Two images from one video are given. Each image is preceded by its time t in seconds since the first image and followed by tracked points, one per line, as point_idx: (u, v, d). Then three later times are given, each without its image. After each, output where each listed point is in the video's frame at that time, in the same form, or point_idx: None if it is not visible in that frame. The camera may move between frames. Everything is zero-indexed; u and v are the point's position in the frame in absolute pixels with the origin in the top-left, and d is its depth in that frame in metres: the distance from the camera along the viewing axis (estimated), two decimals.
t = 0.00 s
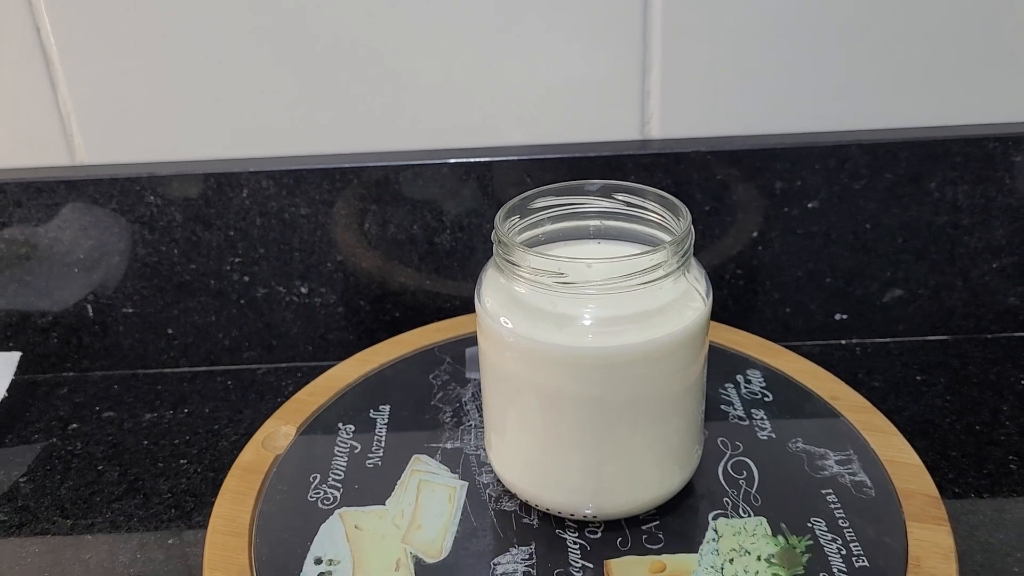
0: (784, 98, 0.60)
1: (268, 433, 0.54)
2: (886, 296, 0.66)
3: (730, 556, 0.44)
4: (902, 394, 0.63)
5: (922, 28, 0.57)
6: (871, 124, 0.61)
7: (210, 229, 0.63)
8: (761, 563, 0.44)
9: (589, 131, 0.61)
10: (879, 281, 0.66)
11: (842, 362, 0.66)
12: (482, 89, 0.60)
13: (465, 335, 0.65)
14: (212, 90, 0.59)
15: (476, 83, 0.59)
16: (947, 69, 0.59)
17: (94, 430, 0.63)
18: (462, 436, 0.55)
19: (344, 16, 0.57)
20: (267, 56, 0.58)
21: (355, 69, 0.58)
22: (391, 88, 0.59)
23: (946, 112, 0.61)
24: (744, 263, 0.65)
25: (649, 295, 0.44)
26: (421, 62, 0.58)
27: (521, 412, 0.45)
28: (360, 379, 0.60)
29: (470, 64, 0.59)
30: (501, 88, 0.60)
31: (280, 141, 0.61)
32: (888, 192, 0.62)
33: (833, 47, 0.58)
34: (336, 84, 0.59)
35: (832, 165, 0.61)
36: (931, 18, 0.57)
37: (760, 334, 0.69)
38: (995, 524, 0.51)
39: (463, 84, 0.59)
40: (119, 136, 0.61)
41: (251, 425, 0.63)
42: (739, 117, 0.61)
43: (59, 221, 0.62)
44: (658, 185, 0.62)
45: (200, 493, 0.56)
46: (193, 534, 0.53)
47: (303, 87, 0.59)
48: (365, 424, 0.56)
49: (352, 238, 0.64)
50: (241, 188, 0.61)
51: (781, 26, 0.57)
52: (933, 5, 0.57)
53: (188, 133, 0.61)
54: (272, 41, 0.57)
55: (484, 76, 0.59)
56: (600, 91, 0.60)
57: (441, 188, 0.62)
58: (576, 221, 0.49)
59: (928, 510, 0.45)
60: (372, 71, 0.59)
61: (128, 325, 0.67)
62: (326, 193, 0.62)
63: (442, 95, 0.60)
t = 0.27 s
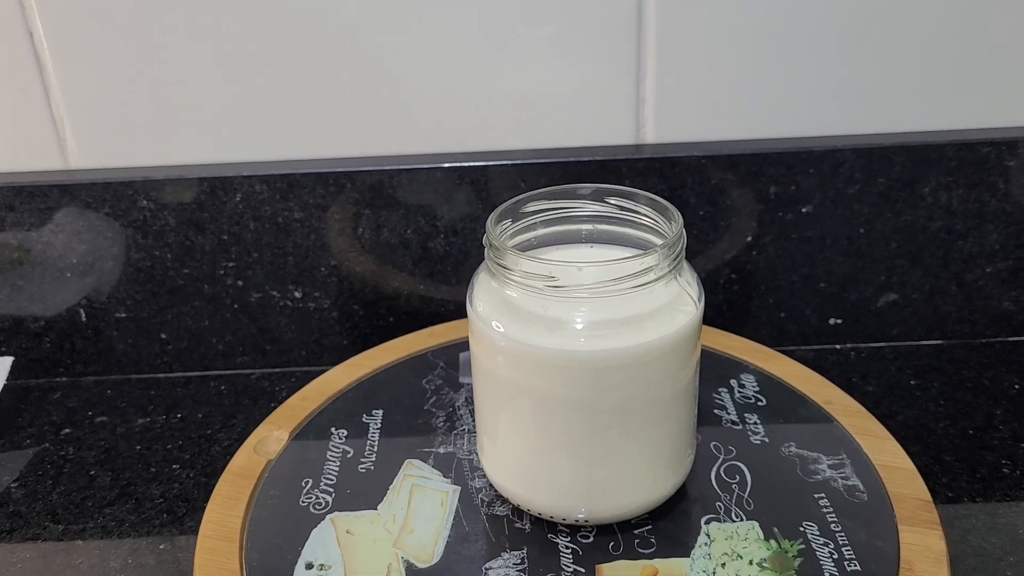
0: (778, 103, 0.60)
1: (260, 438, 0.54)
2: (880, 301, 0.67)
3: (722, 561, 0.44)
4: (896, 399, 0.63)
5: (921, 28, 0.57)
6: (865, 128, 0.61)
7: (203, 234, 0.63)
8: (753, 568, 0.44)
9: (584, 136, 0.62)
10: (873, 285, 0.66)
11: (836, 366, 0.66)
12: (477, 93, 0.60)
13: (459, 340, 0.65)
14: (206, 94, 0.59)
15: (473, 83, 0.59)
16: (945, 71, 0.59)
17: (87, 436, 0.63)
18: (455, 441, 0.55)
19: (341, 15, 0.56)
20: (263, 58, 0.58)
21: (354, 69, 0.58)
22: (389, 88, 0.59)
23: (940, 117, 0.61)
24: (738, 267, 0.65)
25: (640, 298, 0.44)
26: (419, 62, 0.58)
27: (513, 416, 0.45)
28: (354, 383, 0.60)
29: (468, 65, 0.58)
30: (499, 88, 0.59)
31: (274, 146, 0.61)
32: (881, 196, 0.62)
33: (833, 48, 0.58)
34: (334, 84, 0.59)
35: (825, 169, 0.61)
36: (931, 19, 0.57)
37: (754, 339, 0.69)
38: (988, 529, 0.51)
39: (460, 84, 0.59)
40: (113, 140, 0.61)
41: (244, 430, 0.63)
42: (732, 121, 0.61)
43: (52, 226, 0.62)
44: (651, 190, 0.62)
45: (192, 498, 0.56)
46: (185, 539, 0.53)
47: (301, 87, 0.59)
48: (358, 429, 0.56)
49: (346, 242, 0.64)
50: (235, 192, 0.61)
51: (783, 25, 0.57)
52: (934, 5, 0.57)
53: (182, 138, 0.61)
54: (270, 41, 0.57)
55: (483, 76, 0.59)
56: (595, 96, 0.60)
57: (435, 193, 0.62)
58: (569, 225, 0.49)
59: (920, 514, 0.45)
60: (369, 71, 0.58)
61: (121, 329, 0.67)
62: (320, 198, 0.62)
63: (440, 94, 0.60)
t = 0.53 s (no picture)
0: (773, 106, 0.60)
1: (257, 440, 0.54)
2: (875, 304, 0.67)
3: (716, 563, 0.44)
4: (891, 402, 0.63)
5: (921, 29, 0.57)
6: (860, 131, 0.61)
7: (200, 237, 0.63)
8: (747, 570, 0.44)
9: (579, 139, 0.62)
10: (869, 288, 0.66)
11: (832, 369, 0.67)
12: (473, 97, 0.60)
13: (455, 343, 0.65)
14: (204, 97, 0.59)
15: (473, 83, 0.59)
16: (942, 72, 0.59)
17: (84, 439, 0.63)
18: (451, 444, 0.55)
19: (342, 15, 0.57)
20: (261, 60, 0.58)
21: (354, 68, 0.59)
22: (388, 88, 0.59)
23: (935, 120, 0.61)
24: (734, 270, 0.66)
25: (634, 301, 0.45)
26: (419, 62, 0.58)
27: (507, 418, 0.45)
28: (350, 386, 0.60)
29: (467, 66, 0.59)
30: (499, 88, 0.60)
31: (271, 149, 0.61)
32: (876, 199, 0.62)
33: (832, 48, 0.58)
34: (334, 84, 0.59)
35: (820, 173, 0.61)
36: (929, 19, 0.57)
37: (750, 342, 0.69)
38: (982, 531, 0.51)
39: (460, 84, 0.59)
40: (110, 144, 0.61)
41: (241, 433, 0.63)
42: (728, 125, 0.61)
43: (50, 229, 0.63)
44: (647, 193, 0.62)
45: (189, 501, 0.56)
46: (181, 542, 0.53)
47: (301, 87, 0.59)
48: (354, 432, 0.56)
49: (343, 246, 0.64)
50: (232, 196, 0.62)
51: (780, 26, 0.57)
52: (932, 5, 0.57)
53: (180, 141, 0.61)
54: (269, 42, 0.57)
55: (483, 76, 0.59)
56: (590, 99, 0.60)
57: (432, 197, 0.62)
58: (563, 228, 0.49)
59: (914, 516, 0.46)
60: (368, 71, 0.59)
61: (119, 333, 0.67)
62: (317, 201, 0.62)
63: (440, 94, 0.60)
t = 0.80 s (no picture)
0: (770, 106, 0.60)
1: (254, 440, 0.54)
2: (872, 303, 0.67)
3: (712, 561, 0.44)
4: (887, 401, 0.63)
5: (920, 29, 0.58)
6: (857, 131, 0.61)
7: (198, 237, 0.63)
8: (743, 568, 0.44)
9: (576, 139, 0.62)
10: (865, 288, 0.66)
11: (828, 369, 0.67)
12: (470, 97, 0.60)
13: (453, 343, 0.65)
14: (201, 98, 0.59)
15: (473, 83, 0.59)
16: (941, 71, 0.59)
17: (82, 438, 0.63)
18: (448, 443, 0.55)
19: (341, 15, 0.57)
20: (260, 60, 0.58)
21: (354, 69, 0.59)
22: (388, 88, 0.59)
23: (932, 120, 0.61)
24: (731, 270, 0.66)
25: (630, 300, 0.45)
26: (418, 62, 0.59)
27: (504, 417, 0.45)
28: (347, 386, 0.60)
29: (466, 66, 0.59)
30: (498, 88, 0.60)
31: (269, 150, 0.61)
32: (873, 199, 0.62)
33: (832, 48, 0.58)
34: (334, 84, 0.59)
35: (817, 172, 0.61)
36: (929, 19, 0.57)
37: (747, 341, 0.69)
38: (978, 530, 0.51)
39: (459, 83, 0.59)
40: (108, 144, 0.61)
41: (239, 432, 0.63)
42: (724, 124, 0.61)
43: (48, 229, 0.63)
44: (644, 193, 0.63)
45: (186, 500, 0.56)
46: (179, 541, 0.53)
47: (301, 87, 0.59)
48: (351, 431, 0.56)
49: (340, 246, 0.64)
50: (229, 195, 0.62)
51: (780, 25, 0.57)
52: (932, 5, 0.57)
53: (177, 141, 0.61)
54: (268, 42, 0.57)
55: (483, 76, 0.59)
56: (588, 99, 0.60)
57: (429, 196, 0.62)
58: (560, 228, 0.49)
59: (909, 515, 0.46)
60: (367, 72, 0.59)
61: (117, 332, 0.67)
62: (314, 201, 0.62)
63: (439, 94, 0.60)
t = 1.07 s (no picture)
0: (768, 106, 0.60)
1: (249, 443, 0.54)
2: (871, 304, 0.67)
3: (711, 565, 0.44)
4: (886, 402, 0.63)
5: (920, 28, 0.57)
6: (856, 131, 0.61)
7: (193, 238, 0.63)
8: (741, 572, 0.43)
9: (574, 140, 0.61)
10: (864, 289, 0.66)
11: (827, 370, 0.67)
12: (468, 98, 0.60)
13: (450, 344, 0.65)
14: (196, 98, 0.59)
15: (471, 83, 0.59)
16: (941, 71, 0.59)
17: (76, 441, 0.63)
18: (445, 445, 0.55)
19: (341, 15, 0.56)
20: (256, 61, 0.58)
21: (353, 69, 0.58)
22: (388, 88, 0.59)
23: (931, 120, 0.61)
24: (729, 271, 0.65)
25: (628, 302, 0.44)
26: (416, 63, 0.58)
27: (501, 420, 0.45)
28: (344, 388, 0.60)
29: (465, 66, 0.58)
30: (496, 88, 0.59)
31: (265, 150, 0.61)
32: (872, 199, 0.62)
33: (832, 48, 0.58)
34: (334, 84, 0.59)
35: (816, 173, 0.61)
36: (929, 19, 0.57)
37: (746, 342, 0.69)
38: (978, 533, 0.51)
39: (458, 83, 0.59)
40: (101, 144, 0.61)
41: (234, 435, 0.62)
42: (722, 125, 0.61)
43: (42, 230, 0.62)
44: (642, 194, 0.62)
45: (181, 504, 0.56)
46: (173, 545, 0.52)
47: (298, 88, 0.59)
48: (347, 433, 0.55)
49: (337, 247, 0.64)
50: (224, 196, 0.61)
51: (780, 25, 0.57)
52: (932, 5, 0.56)
53: (172, 142, 0.61)
54: (264, 43, 0.57)
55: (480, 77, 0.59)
56: (585, 99, 0.60)
57: (426, 198, 0.62)
58: (557, 229, 0.49)
59: (909, 518, 0.45)
60: (367, 72, 0.58)
61: (111, 334, 0.67)
62: (310, 202, 0.62)
63: (437, 94, 0.59)
